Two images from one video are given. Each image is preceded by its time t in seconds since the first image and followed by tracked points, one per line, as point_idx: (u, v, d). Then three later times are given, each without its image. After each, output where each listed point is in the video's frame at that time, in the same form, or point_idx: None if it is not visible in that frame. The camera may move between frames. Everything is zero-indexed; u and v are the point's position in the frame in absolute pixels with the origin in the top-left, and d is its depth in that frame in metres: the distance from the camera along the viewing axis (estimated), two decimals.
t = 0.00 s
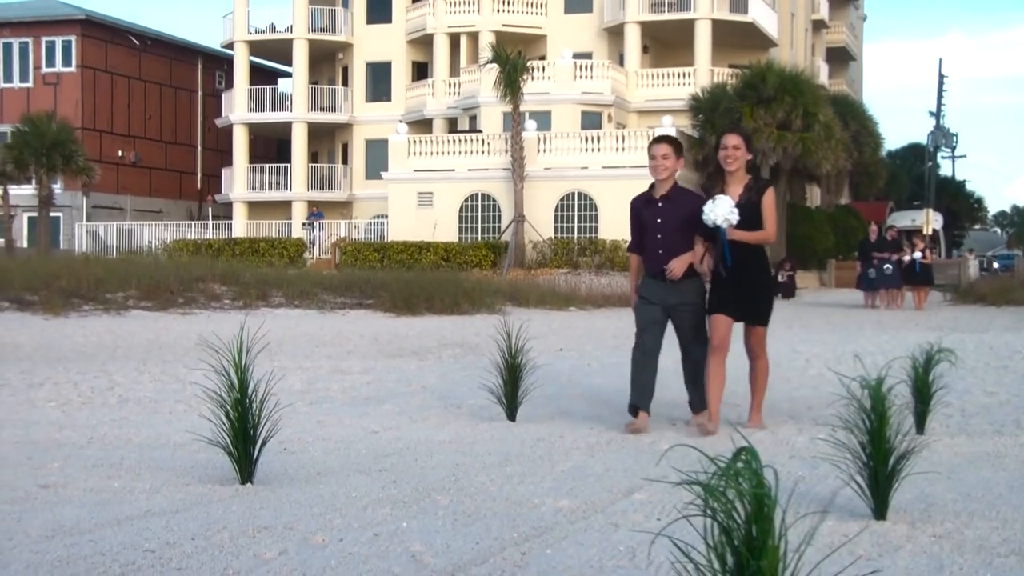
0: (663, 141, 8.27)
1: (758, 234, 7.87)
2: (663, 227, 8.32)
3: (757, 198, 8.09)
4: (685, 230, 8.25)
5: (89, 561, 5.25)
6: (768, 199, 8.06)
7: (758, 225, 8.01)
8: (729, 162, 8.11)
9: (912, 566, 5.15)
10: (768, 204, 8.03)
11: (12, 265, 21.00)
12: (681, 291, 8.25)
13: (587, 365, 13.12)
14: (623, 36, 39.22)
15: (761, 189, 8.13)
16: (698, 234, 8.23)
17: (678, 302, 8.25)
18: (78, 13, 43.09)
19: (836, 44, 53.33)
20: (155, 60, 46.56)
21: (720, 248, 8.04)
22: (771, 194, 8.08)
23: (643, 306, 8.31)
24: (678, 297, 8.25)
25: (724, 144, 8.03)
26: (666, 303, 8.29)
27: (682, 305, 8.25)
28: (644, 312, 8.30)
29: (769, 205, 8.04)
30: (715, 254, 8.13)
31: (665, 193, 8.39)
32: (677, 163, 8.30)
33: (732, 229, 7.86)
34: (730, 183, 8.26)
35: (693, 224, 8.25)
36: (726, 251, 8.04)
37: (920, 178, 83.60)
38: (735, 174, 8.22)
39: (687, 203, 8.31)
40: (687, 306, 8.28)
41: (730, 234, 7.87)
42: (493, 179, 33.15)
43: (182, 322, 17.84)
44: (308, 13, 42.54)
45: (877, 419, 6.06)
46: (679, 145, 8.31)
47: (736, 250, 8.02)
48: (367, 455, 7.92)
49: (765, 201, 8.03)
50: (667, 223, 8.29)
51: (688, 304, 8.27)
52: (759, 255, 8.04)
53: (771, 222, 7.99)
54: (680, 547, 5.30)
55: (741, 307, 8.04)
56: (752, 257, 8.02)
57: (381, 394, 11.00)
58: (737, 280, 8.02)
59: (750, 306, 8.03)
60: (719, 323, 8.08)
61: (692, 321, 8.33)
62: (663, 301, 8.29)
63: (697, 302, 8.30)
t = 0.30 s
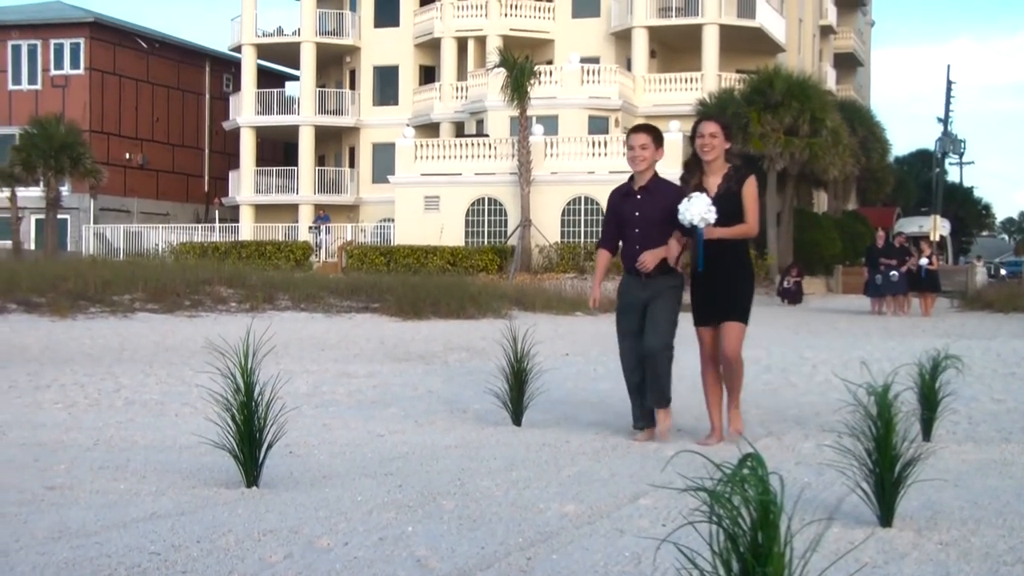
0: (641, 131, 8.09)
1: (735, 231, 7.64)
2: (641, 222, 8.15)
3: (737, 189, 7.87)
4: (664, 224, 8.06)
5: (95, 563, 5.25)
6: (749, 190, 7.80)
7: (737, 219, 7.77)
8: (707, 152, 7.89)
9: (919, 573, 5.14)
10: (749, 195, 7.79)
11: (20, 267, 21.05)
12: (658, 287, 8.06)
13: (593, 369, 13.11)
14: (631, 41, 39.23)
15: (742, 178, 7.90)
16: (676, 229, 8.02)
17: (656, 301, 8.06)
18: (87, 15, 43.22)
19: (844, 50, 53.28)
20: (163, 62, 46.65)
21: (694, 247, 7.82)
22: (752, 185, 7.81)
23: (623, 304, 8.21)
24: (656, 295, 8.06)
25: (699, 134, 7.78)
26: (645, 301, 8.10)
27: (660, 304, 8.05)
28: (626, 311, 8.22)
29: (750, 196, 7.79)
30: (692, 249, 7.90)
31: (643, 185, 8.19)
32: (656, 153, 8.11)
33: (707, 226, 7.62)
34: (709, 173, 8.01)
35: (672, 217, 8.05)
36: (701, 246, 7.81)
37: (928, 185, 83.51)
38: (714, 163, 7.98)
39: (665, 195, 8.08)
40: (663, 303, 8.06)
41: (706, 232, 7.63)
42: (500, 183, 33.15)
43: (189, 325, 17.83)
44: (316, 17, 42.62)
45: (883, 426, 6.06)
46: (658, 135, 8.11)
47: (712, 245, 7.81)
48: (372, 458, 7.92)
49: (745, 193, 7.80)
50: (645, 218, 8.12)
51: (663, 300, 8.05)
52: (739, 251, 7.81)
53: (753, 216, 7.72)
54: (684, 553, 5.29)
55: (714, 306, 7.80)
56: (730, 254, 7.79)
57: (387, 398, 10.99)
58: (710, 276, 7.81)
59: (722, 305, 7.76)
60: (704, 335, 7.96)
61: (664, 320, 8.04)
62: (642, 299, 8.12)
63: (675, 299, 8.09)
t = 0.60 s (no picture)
0: (627, 137, 7.68)
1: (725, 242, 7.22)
2: (627, 234, 7.69)
3: (727, 200, 7.44)
4: (651, 235, 7.61)
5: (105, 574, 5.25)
6: (740, 200, 7.40)
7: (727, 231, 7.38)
8: (697, 159, 7.46)
9: None
10: (740, 206, 7.35)
11: (29, 276, 21.11)
12: (643, 303, 7.60)
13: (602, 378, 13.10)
14: (638, 49, 39.27)
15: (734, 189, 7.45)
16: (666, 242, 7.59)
17: (641, 318, 7.59)
18: (95, 26, 43.38)
19: (851, 57, 53.25)
20: (171, 72, 46.79)
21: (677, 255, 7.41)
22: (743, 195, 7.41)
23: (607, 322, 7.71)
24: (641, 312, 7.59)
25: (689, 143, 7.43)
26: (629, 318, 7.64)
27: (646, 321, 7.59)
28: (609, 327, 7.71)
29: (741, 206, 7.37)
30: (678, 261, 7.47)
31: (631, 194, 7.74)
32: (643, 161, 7.68)
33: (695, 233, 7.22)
34: (699, 182, 7.59)
35: (660, 230, 7.61)
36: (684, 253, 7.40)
37: (936, 192, 83.44)
38: (705, 171, 7.55)
39: (653, 205, 7.67)
40: (648, 317, 7.59)
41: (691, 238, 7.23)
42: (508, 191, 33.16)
43: (198, 334, 17.86)
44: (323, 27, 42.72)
45: (893, 433, 6.04)
46: (645, 141, 7.70)
47: (699, 257, 7.38)
48: (381, 468, 7.92)
49: (737, 203, 7.36)
50: (631, 228, 7.66)
51: (649, 316, 7.58)
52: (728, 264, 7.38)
53: (743, 226, 7.30)
54: (694, 564, 5.27)
55: (700, 320, 7.35)
56: (720, 267, 7.35)
57: (396, 407, 11.00)
58: (697, 288, 7.37)
59: (710, 317, 7.31)
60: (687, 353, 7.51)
61: (645, 341, 7.58)
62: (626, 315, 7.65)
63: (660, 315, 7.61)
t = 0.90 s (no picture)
0: (612, 135, 7.35)
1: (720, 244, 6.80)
2: (615, 237, 7.33)
3: (720, 202, 7.03)
4: (638, 240, 7.27)
5: None
6: (735, 201, 6.99)
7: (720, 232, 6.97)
8: (687, 157, 7.11)
9: None
10: (734, 207, 6.97)
11: (39, 286, 21.15)
12: (636, 312, 7.23)
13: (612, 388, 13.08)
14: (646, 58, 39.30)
15: (726, 190, 7.05)
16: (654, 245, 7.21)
17: (633, 325, 7.23)
18: (105, 36, 43.54)
19: (861, 66, 53.21)
20: (181, 82, 46.94)
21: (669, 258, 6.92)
22: (739, 195, 7.01)
23: (592, 328, 7.28)
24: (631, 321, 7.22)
25: (678, 138, 7.09)
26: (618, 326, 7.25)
27: (638, 330, 7.24)
28: (594, 333, 7.28)
29: (736, 208, 6.98)
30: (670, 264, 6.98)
31: (616, 196, 7.40)
32: (629, 160, 7.34)
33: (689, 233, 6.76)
34: (689, 183, 7.20)
35: (648, 233, 7.26)
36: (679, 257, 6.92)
37: (947, 201, 83.29)
38: (695, 171, 7.17)
39: (641, 207, 7.31)
40: (640, 329, 7.25)
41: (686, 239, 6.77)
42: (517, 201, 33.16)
43: (207, 343, 17.87)
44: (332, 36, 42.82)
45: (905, 444, 6.02)
46: (631, 140, 7.38)
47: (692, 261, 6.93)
48: (390, 477, 7.91)
49: (730, 204, 6.97)
50: (619, 231, 7.31)
51: (639, 325, 7.24)
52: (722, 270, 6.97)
53: (737, 229, 6.91)
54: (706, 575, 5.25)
55: (696, 325, 6.94)
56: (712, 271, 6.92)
57: (405, 416, 10.99)
58: (692, 293, 6.91)
59: (711, 325, 6.94)
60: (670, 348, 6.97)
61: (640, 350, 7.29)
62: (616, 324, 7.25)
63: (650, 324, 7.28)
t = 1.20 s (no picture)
0: (611, 110, 7.01)
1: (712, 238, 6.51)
2: (608, 217, 6.99)
3: (714, 184, 6.70)
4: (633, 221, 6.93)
5: None
6: (727, 182, 6.67)
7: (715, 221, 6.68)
8: (676, 139, 6.75)
9: None
10: (728, 190, 6.64)
11: (62, 283, 21.28)
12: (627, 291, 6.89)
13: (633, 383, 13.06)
14: (667, 52, 39.20)
15: (721, 171, 6.69)
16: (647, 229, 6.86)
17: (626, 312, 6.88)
18: (127, 34, 43.73)
19: (882, 59, 52.94)
20: (202, 79, 47.10)
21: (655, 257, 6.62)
22: (732, 175, 6.67)
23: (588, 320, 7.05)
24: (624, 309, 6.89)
25: (667, 120, 6.76)
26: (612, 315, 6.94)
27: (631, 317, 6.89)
28: (590, 324, 7.05)
29: (730, 191, 6.64)
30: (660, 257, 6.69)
31: (612, 173, 7.05)
32: (628, 137, 7.03)
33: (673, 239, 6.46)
34: (682, 165, 6.87)
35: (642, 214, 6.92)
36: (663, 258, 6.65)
37: (969, 194, 82.90)
38: (688, 152, 6.82)
39: (636, 187, 6.96)
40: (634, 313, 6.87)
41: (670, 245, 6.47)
42: (538, 196, 33.15)
43: (228, 340, 17.95)
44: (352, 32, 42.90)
45: (929, 440, 5.96)
46: (630, 116, 7.05)
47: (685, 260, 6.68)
48: (413, 474, 7.92)
49: (723, 188, 6.65)
50: (612, 213, 6.98)
51: (631, 310, 6.88)
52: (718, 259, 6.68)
53: (732, 217, 6.59)
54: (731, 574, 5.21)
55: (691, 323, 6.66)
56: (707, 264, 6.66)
57: (427, 412, 11.01)
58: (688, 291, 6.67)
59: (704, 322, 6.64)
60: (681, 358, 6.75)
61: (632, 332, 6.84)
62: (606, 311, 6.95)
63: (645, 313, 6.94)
